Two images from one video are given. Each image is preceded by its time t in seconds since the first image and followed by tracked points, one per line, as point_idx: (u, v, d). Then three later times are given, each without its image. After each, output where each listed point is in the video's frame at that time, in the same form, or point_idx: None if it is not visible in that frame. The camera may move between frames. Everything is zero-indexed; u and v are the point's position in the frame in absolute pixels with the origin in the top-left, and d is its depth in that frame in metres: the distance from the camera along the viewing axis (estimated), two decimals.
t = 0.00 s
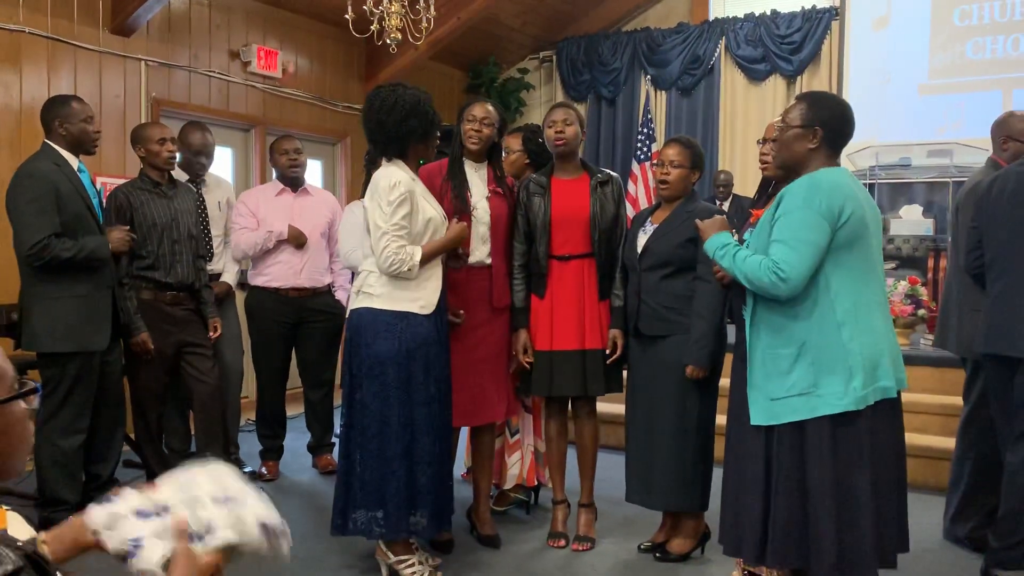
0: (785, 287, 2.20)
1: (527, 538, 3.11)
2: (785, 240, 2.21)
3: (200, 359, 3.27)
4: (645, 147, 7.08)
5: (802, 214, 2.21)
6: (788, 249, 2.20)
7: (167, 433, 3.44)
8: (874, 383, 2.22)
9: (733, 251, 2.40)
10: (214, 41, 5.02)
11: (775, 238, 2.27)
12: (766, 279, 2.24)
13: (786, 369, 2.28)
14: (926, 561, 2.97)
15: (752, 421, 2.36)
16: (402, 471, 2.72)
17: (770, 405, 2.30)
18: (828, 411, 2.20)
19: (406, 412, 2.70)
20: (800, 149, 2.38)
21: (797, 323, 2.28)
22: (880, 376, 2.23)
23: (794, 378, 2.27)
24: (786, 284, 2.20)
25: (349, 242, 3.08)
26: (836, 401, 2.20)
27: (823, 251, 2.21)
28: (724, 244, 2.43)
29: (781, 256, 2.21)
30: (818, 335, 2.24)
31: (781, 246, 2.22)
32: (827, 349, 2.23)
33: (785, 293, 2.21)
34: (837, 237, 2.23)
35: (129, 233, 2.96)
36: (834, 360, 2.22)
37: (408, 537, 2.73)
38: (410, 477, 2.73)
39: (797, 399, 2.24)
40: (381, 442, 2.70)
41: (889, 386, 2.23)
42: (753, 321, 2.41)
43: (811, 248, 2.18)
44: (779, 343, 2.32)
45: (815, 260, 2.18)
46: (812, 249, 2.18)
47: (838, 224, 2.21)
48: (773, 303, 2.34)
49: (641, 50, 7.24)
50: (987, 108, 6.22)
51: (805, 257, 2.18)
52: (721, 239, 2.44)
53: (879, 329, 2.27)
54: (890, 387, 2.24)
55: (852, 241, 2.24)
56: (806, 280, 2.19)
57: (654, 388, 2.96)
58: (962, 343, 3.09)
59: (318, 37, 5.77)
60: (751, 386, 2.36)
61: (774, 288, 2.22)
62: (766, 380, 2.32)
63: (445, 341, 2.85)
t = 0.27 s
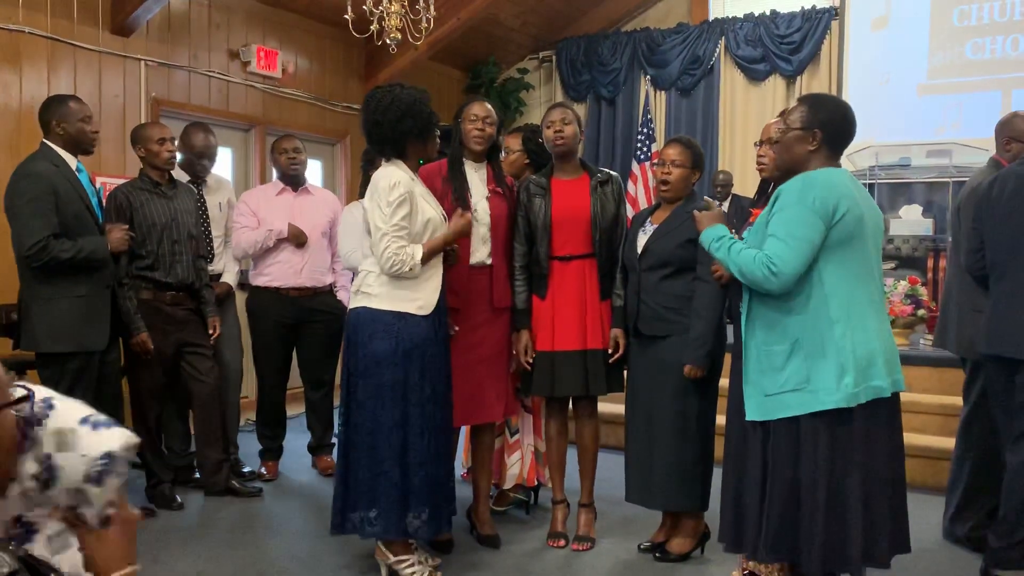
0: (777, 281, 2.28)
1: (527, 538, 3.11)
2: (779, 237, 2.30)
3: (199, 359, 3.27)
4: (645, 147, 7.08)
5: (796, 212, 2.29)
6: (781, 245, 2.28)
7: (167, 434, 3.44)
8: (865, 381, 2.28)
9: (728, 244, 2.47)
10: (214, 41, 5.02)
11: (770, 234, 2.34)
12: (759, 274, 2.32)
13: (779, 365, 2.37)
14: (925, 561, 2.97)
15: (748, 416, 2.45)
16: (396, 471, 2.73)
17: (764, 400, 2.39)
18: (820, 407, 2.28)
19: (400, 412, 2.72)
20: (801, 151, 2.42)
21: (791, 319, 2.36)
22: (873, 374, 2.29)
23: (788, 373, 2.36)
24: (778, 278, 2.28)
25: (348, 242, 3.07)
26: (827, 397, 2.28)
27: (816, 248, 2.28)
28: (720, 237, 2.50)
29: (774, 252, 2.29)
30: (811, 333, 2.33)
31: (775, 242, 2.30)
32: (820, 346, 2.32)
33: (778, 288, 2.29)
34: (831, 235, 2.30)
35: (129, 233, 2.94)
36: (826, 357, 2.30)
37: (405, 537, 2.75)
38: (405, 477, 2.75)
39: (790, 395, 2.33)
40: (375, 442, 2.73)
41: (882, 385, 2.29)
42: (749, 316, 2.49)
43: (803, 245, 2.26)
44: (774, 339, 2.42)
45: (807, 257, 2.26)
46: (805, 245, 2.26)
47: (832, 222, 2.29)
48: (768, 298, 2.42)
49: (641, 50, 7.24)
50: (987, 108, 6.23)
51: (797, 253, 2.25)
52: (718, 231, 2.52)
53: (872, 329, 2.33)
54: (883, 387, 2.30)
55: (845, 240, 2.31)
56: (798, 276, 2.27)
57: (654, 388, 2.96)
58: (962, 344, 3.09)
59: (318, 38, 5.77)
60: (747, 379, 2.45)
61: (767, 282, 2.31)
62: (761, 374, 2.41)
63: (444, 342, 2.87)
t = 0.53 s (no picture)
0: (774, 279, 2.29)
1: (527, 538, 3.10)
2: (777, 234, 2.30)
3: (199, 359, 3.25)
4: (645, 147, 7.07)
5: (793, 210, 2.29)
6: (778, 242, 2.29)
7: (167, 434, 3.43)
8: (862, 380, 2.28)
9: (726, 241, 2.47)
10: (214, 41, 5.02)
11: (767, 232, 2.35)
12: (756, 272, 2.33)
13: (776, 363, 2.37)
14: (925, 561, 2.97)
15: (745, 415, 2.45)
16: (393, 472, 2.74)
17: (761, 399, 2.39)
18: (817, 405, 2.28)
19: (397, 413, 2.73)
20: (799, 151, 2.42)
21: (789, 317, 2.37)
22: (870, 373, 2.29)
23: (785, 372, 2.36)
24: (774, 276, 2.29)
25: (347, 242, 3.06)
26: (823, 395, 2.28)
27: (813, 246, 2.29)
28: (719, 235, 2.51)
29: (771, 249, 2.29)
30: (809, 331, 2.33)
31: (772, 239, 2.31)
32: (817, 344, 2.32)
33: (775, 285, 2.29)
34: (829, 234, 2.31)
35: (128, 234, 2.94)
36: (822, 355, 2.30)
37: (403, 537, 2.76)
38: (403, 478, 2.75)
39: (787, 393, 2.33)
40: (373, 443, 2.74)
41: (879, 385, 2.29)
42: (746, 315, 2.49)
43: (800, 243, 2.26)
44: (771, 337, 2.41)
45: (804, 255, 2.27)
46: (802, 243, 2.26)
47: (829, 220, 2.29)
48: (766, 297, 2.43)
49: (641, 50, 7.24)
50: (987, 108, 6.21)
51: (794, 251, 2.26)
52: (716, 229, 2.52)
53: (870, 328, 2.33)
54: (880, 386, 2.30)
55: (843, 238, 2.31)
56: (795, 274, 2.27)
57: (654, 388, 2.96)
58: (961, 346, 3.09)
59: (317, 38, 5.77)
60: (744, 378, 2.45)
61: (764, 280, 2.31)
62: (758, 372, 2.41)
63: (442, 342, 2.88)
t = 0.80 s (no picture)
0: (772, 278, 2.29)
1: (527, 538, 3.10)
2: (775, 233, 2.30)
3: (198, 360, 3.25)
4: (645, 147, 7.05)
5: (791, 210, 2.30)
6: (777, 241, 2.29)
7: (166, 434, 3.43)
8: (860, 379, 2.28)
9: (725, 241, 2.47)
10: (214, 40, 5.02)
11: (765, 231, 2.35)
12: (754, 271, 2.33)
13: (776, 362, 2.37)
14: (925, 561, 2.97)
15: (745, 414, 2.45)
16: (393, 471, 2.74)
17: (761, 398, 2.39)
18: (816, 404, 2.28)
19: (397, 412, 2.73)
20: (797, 151, 2.42)
21: (788, 317, 2.37)
22: (868, 372, 2.29)
23: (784, 371, 2.36)
24: (773, 275, 2.29)
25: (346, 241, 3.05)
26: (822, 395, 2.28)
27: (811, 245, 2.29)
28: (717, 235, 2.51)
29: (769, 249, 2.29)
30: (807, 330, 2.33)
31: (771, 239, 2.31)
32: (815, 343, 2.32)
33: (773, 284, 2.30)
34: (827, 233, 2.31)
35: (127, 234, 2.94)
36: (821, 354, 2.30)
37: (403, 537, 2.76)
38: (403, 477, 2.76)
39: (786, 392, 2.33)
40: (373, 442, 2.74)
41: (877, 384, 2.29)
42: (746, 314, 2.49)
43: (799, 242, 2.27)
44: (770, 336, 2.42)
45: (803, 254, 2.27)
46: (800, 242, 2.26)
47: (828, 220, 2.29)
48: (765, 296, 2.43)
49: (640, 50, 7.23)
50: (986, 108, 6.21)
51: (792, 250, 2.27)
52: (715, 229, 2.52)
53: (869, 327, 2.33)
54: (878, 385, 2.30)
55: (842, 238, 2.32)
56: (793, 273, 2.27)
57: (654, 388, 2.96)
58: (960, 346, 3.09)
59: (317, 38, 5.77)
60: (743, 377, 2.45)
61: (762, 279, 2.31)
62: (758, 371, 2.41)
63: (442, 342, 2.88)
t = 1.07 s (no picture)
0: (774, 279, 2.29)
1: (527, 537, 3.10)
2: (776, 235, 2.30)
3: (197, 360, 3.24)
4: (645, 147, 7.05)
5: (792, 211, 2.30)
6: (778, 243, 2.29)
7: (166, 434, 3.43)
8: (862, 379, 2.28)
9: (725, 243, 2.47)
10: (214, 40, 5.02)
11: (766, 233, 2.35)
12: (756, 272, 2.33)
13: (778, 363, 2.37)
14: (925, 561, 2.97)
15: (746, 415, 2.44)
16: (394, 471, 2.74)
17: (763, 399, 2.39)
18: (818, 404, 2.29)
19: (398, 411, 2.73)
20: (796, 150, 2.42)
21: (789, 317, 2.37)
22: (869, 372, 2.29)
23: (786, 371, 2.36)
24: (774, 277, 2.28)
25: (346, 241, 3.04)
26: (825, 395, 2.28)
27: (812, 246, 2.29)
28: (718, 236, 2.51)
29: (771, 250, 2.29)
30: (809, 330, 2.33)
31: (772, 240, 2.31)
32: (817, 343, 2.32)
33: (774, 286, 2.30)
34: (827, 234, 2.31)
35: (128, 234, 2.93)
36: (823, 354, 2.30)
37: (403, 537, 2.76)
38: (403, 477, 2.76)
39: (788, 392, 2.33)
40: (374, 441, 2.74)
41: (879, 383, 2.29)
42: (747, 315, 2.49)
43: (800, 243, 2.27)
44: (772, 337, 2.41)
45: (804, 255, 2.27)
46: (801, 244, 2.26)
47: (828, 221, 2.29)
48: (767, 297, 2.42)
49: (641, 50, 7.23)
50: (986, 108, 6.21)
51: (793, 252, 2.26)
52: (716, 230, 2.52)
53: (870, 326, 2.33)
54: (880, 384, 2.30)
55: (842, 238, 2.32)
56: (794, 274, 2.27)
57: (654, 388, 2.96)
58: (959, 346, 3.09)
59: (317, 37, 5.78)
60: (745, 378, 2.45)
61: (764, 281, 2.31)
62: (759, 372, 2.41)
63: (443, 342, 2.88)
